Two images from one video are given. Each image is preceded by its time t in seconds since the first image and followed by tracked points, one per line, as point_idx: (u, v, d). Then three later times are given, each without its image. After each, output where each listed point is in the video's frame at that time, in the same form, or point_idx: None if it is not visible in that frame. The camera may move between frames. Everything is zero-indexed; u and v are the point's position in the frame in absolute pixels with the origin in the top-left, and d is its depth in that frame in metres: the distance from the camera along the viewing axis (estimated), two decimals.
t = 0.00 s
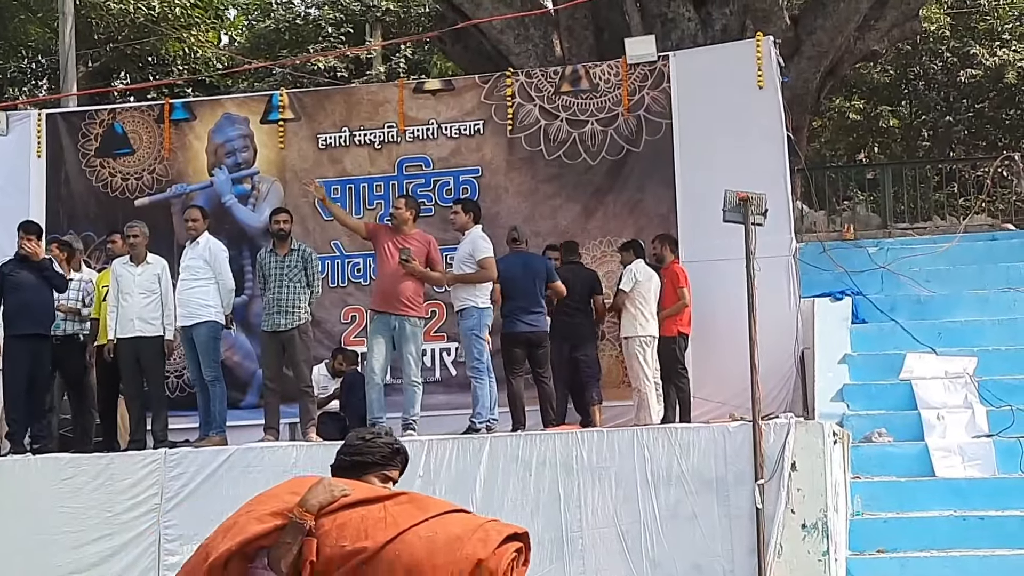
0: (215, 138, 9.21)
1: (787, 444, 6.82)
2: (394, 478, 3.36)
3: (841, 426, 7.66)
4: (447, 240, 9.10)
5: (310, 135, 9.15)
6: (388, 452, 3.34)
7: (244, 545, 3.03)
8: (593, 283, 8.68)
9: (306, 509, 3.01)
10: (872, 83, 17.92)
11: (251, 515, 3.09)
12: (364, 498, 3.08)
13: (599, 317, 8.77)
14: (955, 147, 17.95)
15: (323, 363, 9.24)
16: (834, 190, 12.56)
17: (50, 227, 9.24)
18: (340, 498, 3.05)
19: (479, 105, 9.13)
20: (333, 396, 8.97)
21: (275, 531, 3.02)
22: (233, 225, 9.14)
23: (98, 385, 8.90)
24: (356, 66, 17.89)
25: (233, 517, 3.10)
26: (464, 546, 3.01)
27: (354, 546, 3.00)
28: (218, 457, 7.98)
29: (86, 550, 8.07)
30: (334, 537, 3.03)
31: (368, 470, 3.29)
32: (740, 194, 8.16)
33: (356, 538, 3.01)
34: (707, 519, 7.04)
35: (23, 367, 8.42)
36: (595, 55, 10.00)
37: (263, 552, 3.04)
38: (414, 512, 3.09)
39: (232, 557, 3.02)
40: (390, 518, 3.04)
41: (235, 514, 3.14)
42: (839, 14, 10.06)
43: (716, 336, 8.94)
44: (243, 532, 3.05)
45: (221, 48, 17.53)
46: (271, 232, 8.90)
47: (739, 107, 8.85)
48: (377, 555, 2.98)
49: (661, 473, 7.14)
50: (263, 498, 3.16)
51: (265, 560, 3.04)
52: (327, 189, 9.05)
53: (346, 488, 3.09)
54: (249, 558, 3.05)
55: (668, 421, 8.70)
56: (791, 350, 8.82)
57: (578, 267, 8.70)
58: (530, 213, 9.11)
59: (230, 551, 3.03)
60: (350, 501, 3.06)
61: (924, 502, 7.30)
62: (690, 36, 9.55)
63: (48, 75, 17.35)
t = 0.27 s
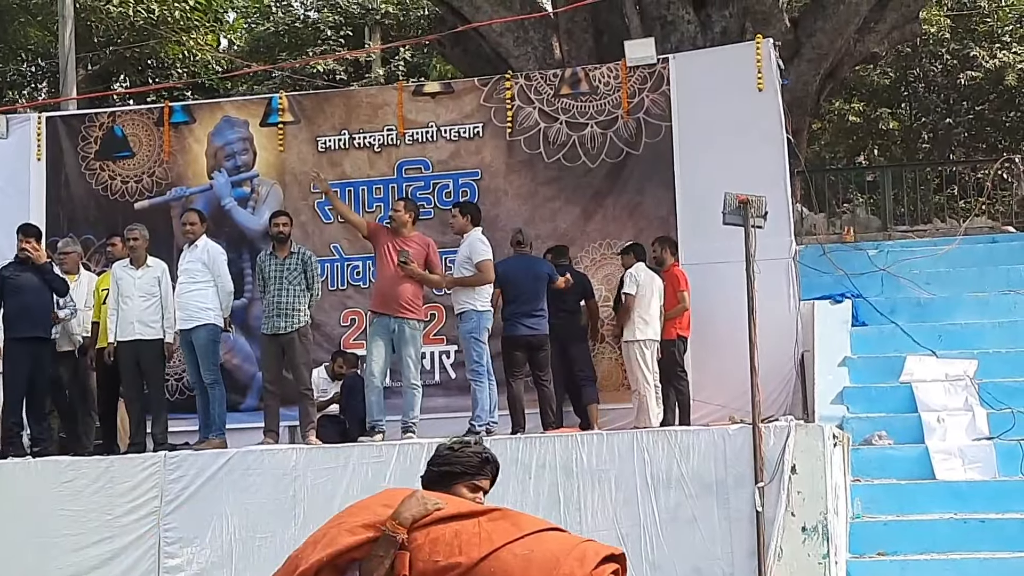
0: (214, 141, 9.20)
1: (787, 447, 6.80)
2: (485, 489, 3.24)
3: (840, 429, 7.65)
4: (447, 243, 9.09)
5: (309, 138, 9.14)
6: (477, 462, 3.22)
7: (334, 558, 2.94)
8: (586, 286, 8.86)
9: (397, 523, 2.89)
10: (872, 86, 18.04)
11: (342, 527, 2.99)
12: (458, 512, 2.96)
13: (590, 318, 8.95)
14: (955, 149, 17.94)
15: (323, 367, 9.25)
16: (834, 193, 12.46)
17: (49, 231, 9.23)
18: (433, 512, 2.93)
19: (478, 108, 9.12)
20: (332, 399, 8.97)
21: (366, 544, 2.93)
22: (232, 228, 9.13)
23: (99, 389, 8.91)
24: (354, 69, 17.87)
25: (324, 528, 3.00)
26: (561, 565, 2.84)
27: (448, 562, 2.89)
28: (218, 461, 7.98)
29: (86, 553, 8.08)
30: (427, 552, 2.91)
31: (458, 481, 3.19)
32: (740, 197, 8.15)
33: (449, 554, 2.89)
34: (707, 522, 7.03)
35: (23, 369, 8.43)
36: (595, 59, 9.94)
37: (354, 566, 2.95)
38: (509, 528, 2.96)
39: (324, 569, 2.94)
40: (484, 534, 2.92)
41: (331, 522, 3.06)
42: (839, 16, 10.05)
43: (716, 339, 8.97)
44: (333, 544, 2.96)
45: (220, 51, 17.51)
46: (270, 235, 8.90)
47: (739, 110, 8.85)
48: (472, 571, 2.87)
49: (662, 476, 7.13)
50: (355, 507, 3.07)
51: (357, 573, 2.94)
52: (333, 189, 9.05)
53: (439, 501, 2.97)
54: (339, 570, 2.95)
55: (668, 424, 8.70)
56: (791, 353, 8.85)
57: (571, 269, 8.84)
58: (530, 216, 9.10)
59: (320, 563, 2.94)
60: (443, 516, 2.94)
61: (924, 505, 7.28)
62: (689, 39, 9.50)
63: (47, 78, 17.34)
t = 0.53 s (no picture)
0: (216, 142, 9.20)
1: (789, 447, 6.80)
2: (568, 461, 3.08)
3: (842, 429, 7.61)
4: (448, 243, 9.07)
5: (310, 138, 9.14)
6: (555, 434, 3.07)
7: (430, 542, 2.76)
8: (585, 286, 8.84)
9: (492, 502, 2.71)
10: (873, 86, 17.85)
11: (433, 510, 2.82)
12: (551, 491, 2.78)
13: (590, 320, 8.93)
14: (958, 149, 17.91)
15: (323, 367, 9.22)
16: (836, 192, 12.45)
17: (52, 231, 9.24)
18: (527, 490, 2.75)
19: (479, 108, 9.12)
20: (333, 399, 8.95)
21: (461, 526, 2.75)
22: (234, 229, 9.12)
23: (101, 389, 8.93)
24: (355, 71, 17.87)
25: (415, 511, 2.83)
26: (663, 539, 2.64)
27: (546, 542, 2.69)
28: (220, 461, 7.96)
29: (88, 553, 8.07)
30: (523, 532, 2.72)
31: (538, 456, 3.05)
32: (742, 197, 8.14)
33: (546, 533, 2.70)
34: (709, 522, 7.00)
35: (25, 372, 8.48)
36: (596, 58, 9.97)
37: (450, 551, 2.77)
38: (606, 505, 2.76)
39: (418, 553, 2.76)
40: (582, 511, 2.72)
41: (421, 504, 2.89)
42: (841, 16, 10.04)
43: (718, 339, 8.97)
44: (428, 527, 2.78)
45: (221, 53, 17.48)
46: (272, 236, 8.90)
47: (742, 110, 8.85)
48: (572, 550, 2.67)
49: (663, 476, 7.12)
50: (445, 488, 2.90)
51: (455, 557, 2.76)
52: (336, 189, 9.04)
53: (532, 480, 2.79)
54: (437, 554, 2.78)
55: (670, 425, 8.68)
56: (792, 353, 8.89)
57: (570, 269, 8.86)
58: (531, 216, 9.08)
59: (415, 548, 2.76)
60: (537, 494, 2.76)
61: (927, 505, 7.25)
62: (691, 39, 9.47)
63: (49, 79, 17.40)
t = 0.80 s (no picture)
0: (255, 142, 9.23)
1: (831, 447, 6.75)
2: (698, 465, 3.01)
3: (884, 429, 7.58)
4: (486, 243, 9.07)
5: (349, 139, 9.15)
6: (684, 437, 3.00)
7: (557, 542, 2.56)
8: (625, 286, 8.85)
9: (624, 502, 2.53)
10: (913, 84, 17.88)
11: (561, 509, 2.63)
12: (684, 492, 2.60)
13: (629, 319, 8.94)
14: (999, 147, 17.77)
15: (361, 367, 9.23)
16: (876, 191, 12.28)
17: (92, 232, 9.27)
18: (659, 491, 2.58)
19: (517, 108, 9.11)
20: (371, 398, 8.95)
21: (590, 527, 2.56)
22: (273, 229, 9.14)
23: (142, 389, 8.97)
24: (392, 72, 17.88)
25: (541, 510, 2.64)
26: (800, 544, 2.45)
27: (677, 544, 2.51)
28: (259, 461, 7.89)
29: (128, 553, 7.92)
30: (655, 533, 2.53)
31: (669, 461, 2.99)
32: (781, 196, 8.10)
33: (678, 534, 2.52)
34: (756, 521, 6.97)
35: (66, 371, 8.47)
36: (634, 58, 9.89)
37: (578, 552, 2.57)
38: (739, 508, 2.58)
39: (545, 553, 2.56)
40: (715, 513, 2.54)
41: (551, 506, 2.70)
42: (881, 14, 10.00)
43: (757, 338, 8.94)
44: (555, 527, 2.59)
45: (260, 54, 17.65)
46: (310, 236, 8.93)
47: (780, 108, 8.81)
48: (705, 553, 2.48)
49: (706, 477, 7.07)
50: (573, 490, 2.71)
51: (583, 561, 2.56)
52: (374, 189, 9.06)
53: (662, 481, 2.62)
54: (564, 555, 2.58)
55: (709, 425, 8.66)
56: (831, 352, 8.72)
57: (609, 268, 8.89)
58: (569, 216, 9.07)
59: (542, 547, 2.57)
60: (669, 496, 2.58)
61: (969, 505, 7.21)
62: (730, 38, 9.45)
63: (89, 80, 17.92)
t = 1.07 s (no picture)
0: (309, 146, 9.26)
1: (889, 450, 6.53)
2: (855, 464, 2.97)
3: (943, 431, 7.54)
4: (540, 246, 9.06)
5: (403, 142, 9.18)
6: (849, 436, 2.94)
7: (713, 535, 2.63)
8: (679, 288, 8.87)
9: (783, 496, 2.59)
10: (970, 84, 17.50)
11: (716, 501, 2.68)
12: (843, 485, 2.66)
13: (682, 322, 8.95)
14: None
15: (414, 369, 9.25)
16: (933, 192, 12.36)
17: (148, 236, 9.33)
18: (819, 484, 2.64)
19: (571, 110, 9.09)
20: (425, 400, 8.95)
21: (746, 520, 2.63)
22: (327, 233, 9.16)
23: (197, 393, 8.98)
24: (445, 74, 18.00)
25: (693, 500, 2.69)
26: (970, 540, 2.50)
27: (841, 539, 2.58)
28: (315, 463, 7.85)
29: (184, 556, 7.87)
30: (816, 528, 2.61)
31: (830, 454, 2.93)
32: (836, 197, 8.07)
33: (842, 529, 2.59)
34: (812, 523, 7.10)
35: (122, 374, 8.47)
36: (688, 59, 9.84)
37: (736, 546, 2.64)
38: (901, 501, 2.64)
39: (703, 546, 2.62)
40: (879, 508, 2.60)
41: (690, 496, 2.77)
42: (937, 14, 9.97)
43: (813, 340, 8.90)
44: (710, 520, 2.64)
45: (314, 57, 17.64)
46: (364, 240, 8.93)
47: (835, 109, 8.78)
48: (872, 548, 2.55)
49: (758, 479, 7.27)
50: (716, 478, 2.77)
51: (742, 553, 2.63)
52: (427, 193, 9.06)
53: (820, 473, 2.67)
54: (721, 548, 2.65)
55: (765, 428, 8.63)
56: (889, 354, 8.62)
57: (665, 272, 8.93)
58: (623, 218, 9.06)
59: (700, 540, 2.63)
60: (828, 489, 2.64)
61: None
62: (785, 39, 9.47)
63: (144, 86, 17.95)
